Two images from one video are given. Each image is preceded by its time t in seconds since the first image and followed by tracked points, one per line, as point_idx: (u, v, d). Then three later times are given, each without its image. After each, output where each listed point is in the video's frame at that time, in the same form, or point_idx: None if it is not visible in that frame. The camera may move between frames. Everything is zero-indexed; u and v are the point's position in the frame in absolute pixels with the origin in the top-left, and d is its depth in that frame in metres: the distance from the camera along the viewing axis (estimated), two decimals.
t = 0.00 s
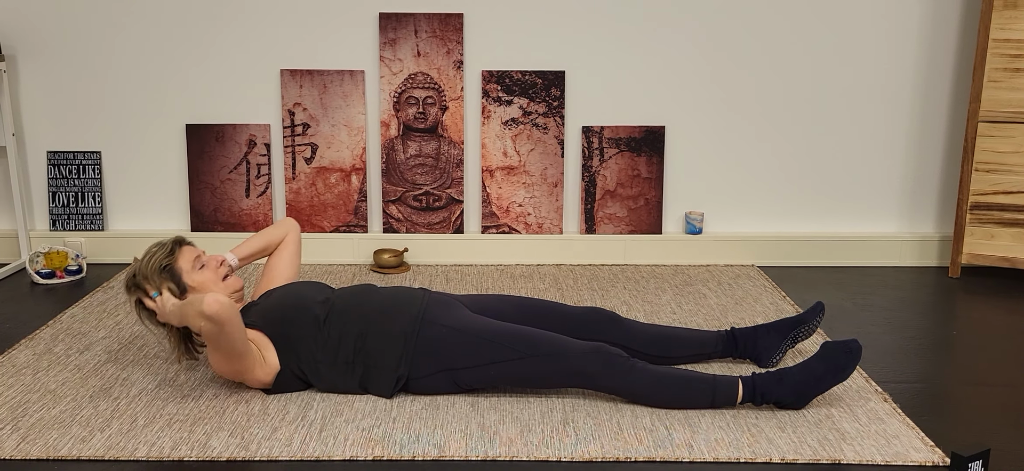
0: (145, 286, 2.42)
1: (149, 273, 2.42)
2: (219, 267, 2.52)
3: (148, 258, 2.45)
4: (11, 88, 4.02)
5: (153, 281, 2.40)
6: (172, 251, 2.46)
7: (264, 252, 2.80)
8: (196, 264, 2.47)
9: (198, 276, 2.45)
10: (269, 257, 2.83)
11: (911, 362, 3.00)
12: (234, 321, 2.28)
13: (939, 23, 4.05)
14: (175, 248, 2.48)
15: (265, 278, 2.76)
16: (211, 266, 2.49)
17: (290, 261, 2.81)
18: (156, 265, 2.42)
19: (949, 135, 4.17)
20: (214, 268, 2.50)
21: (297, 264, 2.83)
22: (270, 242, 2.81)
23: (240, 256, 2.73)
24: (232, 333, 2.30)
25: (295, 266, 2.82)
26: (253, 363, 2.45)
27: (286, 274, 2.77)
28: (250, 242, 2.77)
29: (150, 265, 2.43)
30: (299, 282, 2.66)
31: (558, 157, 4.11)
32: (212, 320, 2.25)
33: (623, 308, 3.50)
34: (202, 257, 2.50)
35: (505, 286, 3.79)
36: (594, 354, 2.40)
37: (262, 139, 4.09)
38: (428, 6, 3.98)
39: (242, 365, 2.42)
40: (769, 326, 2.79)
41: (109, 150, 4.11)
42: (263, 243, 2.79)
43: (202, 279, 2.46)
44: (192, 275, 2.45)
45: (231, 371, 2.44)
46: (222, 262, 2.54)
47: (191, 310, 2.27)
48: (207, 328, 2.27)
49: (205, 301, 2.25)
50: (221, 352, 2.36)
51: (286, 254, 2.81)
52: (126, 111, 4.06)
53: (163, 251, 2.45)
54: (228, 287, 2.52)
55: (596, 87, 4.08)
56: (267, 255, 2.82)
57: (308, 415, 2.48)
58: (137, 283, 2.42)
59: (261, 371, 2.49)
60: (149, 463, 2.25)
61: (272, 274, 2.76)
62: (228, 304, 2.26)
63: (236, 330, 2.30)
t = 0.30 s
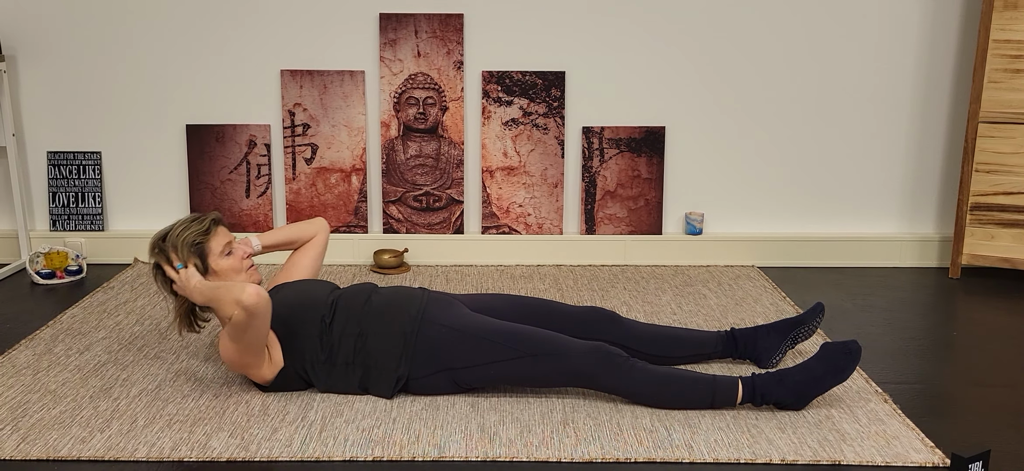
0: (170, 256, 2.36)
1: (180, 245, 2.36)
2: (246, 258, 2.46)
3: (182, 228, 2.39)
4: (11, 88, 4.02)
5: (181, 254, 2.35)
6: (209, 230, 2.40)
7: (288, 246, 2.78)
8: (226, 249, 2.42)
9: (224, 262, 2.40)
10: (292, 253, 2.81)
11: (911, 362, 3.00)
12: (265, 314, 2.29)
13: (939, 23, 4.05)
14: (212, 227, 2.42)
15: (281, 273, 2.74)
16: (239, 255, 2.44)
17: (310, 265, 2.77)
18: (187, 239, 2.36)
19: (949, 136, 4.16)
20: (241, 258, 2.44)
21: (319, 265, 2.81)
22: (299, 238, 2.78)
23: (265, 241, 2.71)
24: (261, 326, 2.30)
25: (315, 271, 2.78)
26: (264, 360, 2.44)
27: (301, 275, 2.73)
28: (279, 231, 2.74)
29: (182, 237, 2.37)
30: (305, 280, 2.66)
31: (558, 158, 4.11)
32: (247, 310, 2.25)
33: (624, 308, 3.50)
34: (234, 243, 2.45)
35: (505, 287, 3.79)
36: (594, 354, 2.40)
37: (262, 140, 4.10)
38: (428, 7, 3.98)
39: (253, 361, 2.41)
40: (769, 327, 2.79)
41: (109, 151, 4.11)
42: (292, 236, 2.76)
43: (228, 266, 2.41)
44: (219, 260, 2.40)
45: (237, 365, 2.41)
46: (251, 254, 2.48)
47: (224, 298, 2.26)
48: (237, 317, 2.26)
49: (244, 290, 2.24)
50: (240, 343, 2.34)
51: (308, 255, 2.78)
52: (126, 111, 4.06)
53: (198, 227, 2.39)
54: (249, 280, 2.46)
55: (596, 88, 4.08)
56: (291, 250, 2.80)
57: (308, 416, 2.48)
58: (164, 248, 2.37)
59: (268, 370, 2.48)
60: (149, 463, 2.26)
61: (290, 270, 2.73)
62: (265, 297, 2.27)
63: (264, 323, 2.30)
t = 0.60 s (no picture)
0: (194, 238, 2.36)
1: (207, 229, 2.36)
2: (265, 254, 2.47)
3: (210, 212, 2.38)
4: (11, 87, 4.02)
5: (205, 238, 2.35)
6: (236, 220, 2.40)
7: (306, 244, 2.78)
8: (248, 242, 2.43)
9: (243, 255, 2.41)
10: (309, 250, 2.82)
11: (912, 362, 3.00)
12: (292, 316, 2.32)
13: (940, 22, 4.05)
14: (240, 217, 2.42)
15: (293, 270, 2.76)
16: (258, 250, 2.45)
17: (323, 267, 2.77)
18: (215, 225, 2.36)
19: (949, 135, 4.16)
20: (260, 253, 2.45)
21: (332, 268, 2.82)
22: (318, 238, 2.78)
23: (285, 236, 2.71)
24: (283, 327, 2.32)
25: (328, 272, 2.79)
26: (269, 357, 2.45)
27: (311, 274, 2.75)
28: (302, 228, 2.75)
29: (210, 222, 2.36)
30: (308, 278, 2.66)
31: (558, 157, 4.11)
32: (278, 308, 2.27)
33: (624, 307, 3.50)
34: (255, 237, 2.46)
35: (505, 286, 3.79)
36: (594, 352, 2.40)
37: (262, 139, 4.09)
38: (429, 6, 3.98)
39: (260, 355, 2.42)
40: (769, 326, 2.79)
41: (109, 149, 4.11)
42: (312, 235, 2.77)
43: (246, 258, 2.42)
44: (238, 252, 2.41)
45: (242, 357, 2.41)
46: (270, 251, 2.49)
47: (256, 292, 2.27)
48: (265, 313, 2.27)
49: (279, 289, 2.27)
50: (256, 339, 2.34)
51: (325, 255, 2.79)
52: (126, 110, 4.06)
53: (227, 215, 2.39)
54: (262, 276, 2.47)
55: (596, 87, 4.08)
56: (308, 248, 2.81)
57: (308, 415, 2.48)
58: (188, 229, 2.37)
59: (269, 366, 2.50)
60: (149, 462, 2.25)
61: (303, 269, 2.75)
62: (296, 299, 2.30)
63: (287, 325, 2.33)
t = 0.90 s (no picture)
0: (198, 236, 2.36)
1: (212, 228, 2.36)
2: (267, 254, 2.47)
3: (215, 211, 2.38)
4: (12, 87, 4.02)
5: (210, 236, 2.35)
6: (241, 220, 2.40)
7: (306, 244, 2.78)
8: (251, 242, 2.43)
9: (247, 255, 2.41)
10: (310, 250, 2.82)
11: (912, 361, 3.00)
12: (296, 319, 2.32)
13: (940, 22, 4.05)
14: (245, 217, 2.42)
15: (294, 270, 2.76)
16: (261, 251, 2.45)
17: (323, 268, 2.77)
18: (220, 224, 2.36)
19: (949, 135, 4.16)
20: (262, 254, 2.45)
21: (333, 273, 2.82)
22: (320, 238, 2.78)
23: (286, 235, 2.71)
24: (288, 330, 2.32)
25: (328, 272, 2.79)
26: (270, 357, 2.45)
27: (311, 274, 2.75)
28: (303, 228, 2.75)
29: (215, 221, 2.36)
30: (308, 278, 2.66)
31: (558, 156, 4.11)
32: (284, 311, 2.27)
33: (624, 307, 3.50)
34: (259, 237, 2.46)
35: (505, 286, 3.78)
36: (594, 352, 2.40)
37: (262, 138, 4.09)
38: (429, 5, 3.98)
39: (262, 355, 2.42)
40: (769, 326, 2.79)
41: (108, 149, 4.11)
42: (313, 235, 2.77)
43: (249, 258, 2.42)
44: (241, 252, 2.41)
45: (244, 357, 2.41)
46: (273, 251, 2.48)
47: (263, 294, 2.27)
48: (270, 315, 2.27)
49: (285, 292, 2.28)
50: (259, 339, 2.34)
51: (325, 255, 2.78)
52: (126, 110, 4.06)
53: (232, 215, 2.38)
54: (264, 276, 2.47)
55: (596, 87, 4.08)
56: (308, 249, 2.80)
57: (308, 414, 2.48)
58: (193, 226, 2.37)
59: (269, 366, 2.50)
60: (149, 461, 2.25)
61: (303, 269, 2.75)
62: (302, 303, 2.31)
63: (291, 328, 2.33)
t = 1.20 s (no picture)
0: (197, 237, 2.36)
1: (210, 228, 2.36)
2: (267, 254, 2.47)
3: (213, 211, 2.38)
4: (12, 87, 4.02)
5: (208, 237, 2.35)
6: (239, 220, 2.40)
7: (307, 244, 2.78)
8: (250, 242, 2.43)
9: (246, 255, 2.42)
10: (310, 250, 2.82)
11: (912, 362, 3.00)
12: (293, 320, 2.31)
13: (940, 22, 4.04)
14: (244, 216, 2.42)
15: (294, 270, 2.76)
16: (260, 250, 2.45)
17: (323, 269, 2.77)
18: (218, 225, 2.36)
19: (950, 135, 4.16)
20: (261, 253, 2.45)
21: (333, 273, 2.82)
22: (320, 237, 2.77)
23: (287, 235, 2.71)
24: (284, 331, 2.32)
25: (328, 272, 2.79)
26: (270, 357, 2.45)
27: (311, 274, 2.75)
28: (303, 227, 2.75)
29: (214, 221, 2.36)
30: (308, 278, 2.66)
31: (559, 156, 4.11)
32: (279, 312, 2.26)
33: (624, 307, 3.50)
34: (258, 237, 2.46)
35: (505, 286, 3.78)
36: (594, 352, 2.39)
37: (262, 138, 4.09)
38: (430, 5, 3.98)
39: (260, 355, 2.42)
40: (769, 326, 2.78)
41: (109, 149, 4.11)
42: (314, 235, 2.76)
43: (248, 258, 2.42)
44: (240, 252, 2.41)
45: (243, 357, 2.41)
46: (272, 251, 2.48)
47: (259, 295, 2.27)
48: (265, 316, 2.26)
49: (280, 293, 2.27)
50: (256, 340, 2.34)
51: (326, 255, 2.78)
52: (126, 110, 4.06)
53: (230, 215, 2.38)
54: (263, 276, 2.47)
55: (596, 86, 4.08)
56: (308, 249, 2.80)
57: (308, 413, 2.48)
58: (192, 227, 2.37)
59: (270, 366, 2.50)
60: (149, 461, 2.25)
61: (303, 269, 2.75)
62: (298, 304, 2.30)
63: (287, 329, 2.32)
